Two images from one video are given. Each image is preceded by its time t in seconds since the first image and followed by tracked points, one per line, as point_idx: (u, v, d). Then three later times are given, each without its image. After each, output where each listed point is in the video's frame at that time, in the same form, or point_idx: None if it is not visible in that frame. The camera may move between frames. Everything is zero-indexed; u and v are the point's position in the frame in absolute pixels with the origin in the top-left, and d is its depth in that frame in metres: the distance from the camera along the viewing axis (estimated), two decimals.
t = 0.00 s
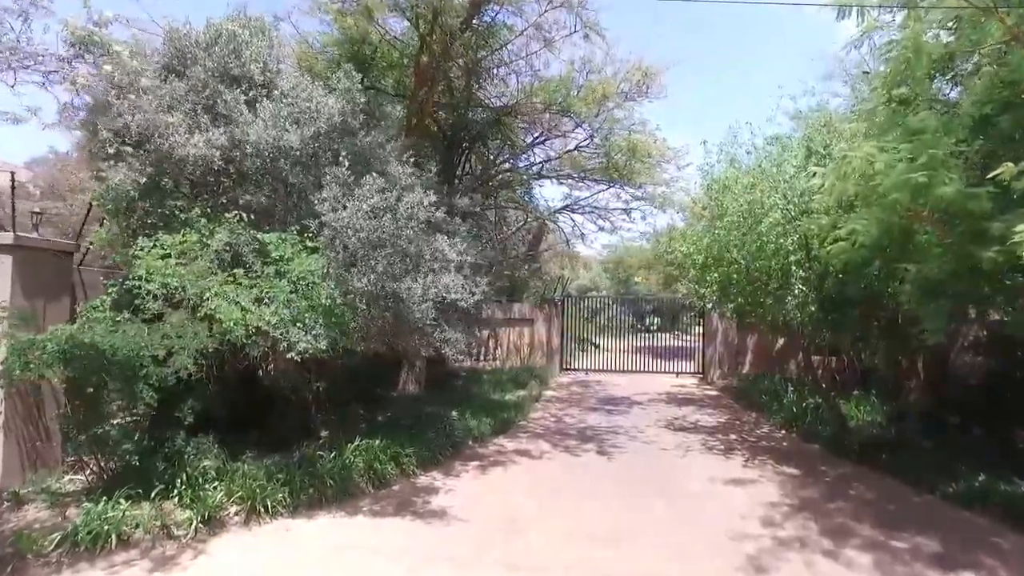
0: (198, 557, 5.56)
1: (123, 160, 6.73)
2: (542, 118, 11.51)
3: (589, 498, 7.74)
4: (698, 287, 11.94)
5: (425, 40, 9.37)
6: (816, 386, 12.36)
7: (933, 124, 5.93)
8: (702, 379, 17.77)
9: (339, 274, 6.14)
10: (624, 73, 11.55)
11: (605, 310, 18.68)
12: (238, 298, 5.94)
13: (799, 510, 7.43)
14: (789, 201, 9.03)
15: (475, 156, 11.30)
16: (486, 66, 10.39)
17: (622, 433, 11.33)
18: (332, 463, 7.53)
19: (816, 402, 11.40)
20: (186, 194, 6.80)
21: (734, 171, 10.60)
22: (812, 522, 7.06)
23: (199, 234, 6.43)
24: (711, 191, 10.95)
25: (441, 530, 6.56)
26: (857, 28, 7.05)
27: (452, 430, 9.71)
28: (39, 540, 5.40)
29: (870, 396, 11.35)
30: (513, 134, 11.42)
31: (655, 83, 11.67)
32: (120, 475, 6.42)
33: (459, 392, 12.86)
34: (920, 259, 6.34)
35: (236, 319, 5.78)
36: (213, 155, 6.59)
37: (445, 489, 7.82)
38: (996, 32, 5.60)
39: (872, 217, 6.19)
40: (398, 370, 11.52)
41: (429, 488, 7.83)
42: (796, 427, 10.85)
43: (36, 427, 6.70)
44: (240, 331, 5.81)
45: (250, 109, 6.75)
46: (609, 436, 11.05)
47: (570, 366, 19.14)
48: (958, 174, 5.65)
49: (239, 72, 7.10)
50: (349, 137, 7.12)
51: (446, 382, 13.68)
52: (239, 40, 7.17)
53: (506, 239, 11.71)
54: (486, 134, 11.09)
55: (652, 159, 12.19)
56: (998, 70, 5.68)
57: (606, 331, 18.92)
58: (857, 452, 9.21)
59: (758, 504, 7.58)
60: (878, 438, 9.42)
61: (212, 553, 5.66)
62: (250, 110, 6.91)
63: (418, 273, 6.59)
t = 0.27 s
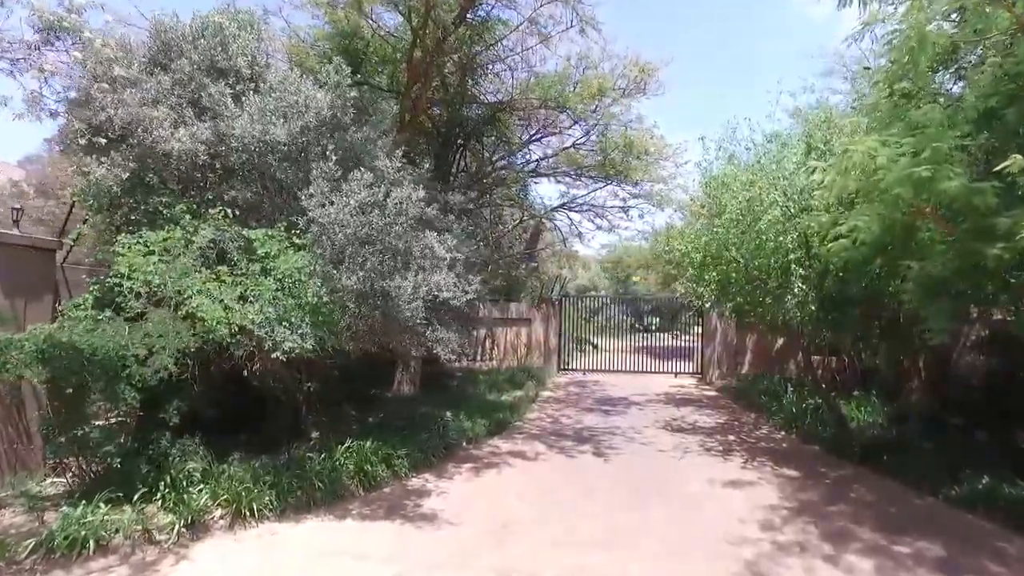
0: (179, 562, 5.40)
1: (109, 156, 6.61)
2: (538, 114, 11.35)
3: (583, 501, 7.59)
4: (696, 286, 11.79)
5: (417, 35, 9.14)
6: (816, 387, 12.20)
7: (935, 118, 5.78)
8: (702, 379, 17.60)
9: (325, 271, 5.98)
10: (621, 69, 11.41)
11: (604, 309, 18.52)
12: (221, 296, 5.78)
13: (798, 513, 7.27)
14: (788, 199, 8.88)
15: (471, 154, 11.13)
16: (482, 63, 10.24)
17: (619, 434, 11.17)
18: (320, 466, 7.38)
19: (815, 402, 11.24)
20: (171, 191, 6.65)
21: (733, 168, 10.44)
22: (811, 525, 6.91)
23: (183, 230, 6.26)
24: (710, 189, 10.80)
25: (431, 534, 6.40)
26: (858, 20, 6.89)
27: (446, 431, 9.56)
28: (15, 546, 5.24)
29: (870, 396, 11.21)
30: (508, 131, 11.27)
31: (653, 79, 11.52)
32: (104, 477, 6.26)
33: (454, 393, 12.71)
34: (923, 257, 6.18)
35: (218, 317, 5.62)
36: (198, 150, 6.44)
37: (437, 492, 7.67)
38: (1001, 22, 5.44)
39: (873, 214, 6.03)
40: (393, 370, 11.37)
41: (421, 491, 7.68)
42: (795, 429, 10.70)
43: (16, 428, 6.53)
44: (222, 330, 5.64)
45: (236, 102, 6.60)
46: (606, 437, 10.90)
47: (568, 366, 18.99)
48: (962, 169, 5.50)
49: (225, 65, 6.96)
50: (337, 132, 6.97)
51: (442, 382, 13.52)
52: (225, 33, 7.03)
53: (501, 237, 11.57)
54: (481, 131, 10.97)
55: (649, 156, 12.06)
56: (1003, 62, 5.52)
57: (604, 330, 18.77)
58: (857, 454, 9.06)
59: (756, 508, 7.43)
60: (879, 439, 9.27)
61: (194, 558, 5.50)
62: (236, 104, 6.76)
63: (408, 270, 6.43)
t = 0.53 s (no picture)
0: (159, 571, 5.22)
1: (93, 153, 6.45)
2: (534, 111, 11.18)
3: (579, 506, 7.41)
4: (695, 287, 11.61)
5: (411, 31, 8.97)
6: (817, 388, 12.02)
7: (941, 112, 5.63)
8: (701, 380, 17.43)
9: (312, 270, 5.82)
10: (618, 65, 11.24)
11: (602, 309, 18.34)
12: (203, 296, 5.61)
13: (799, 519, 7.10)
14: (788, 197, 8.70)
15: (466, 151, 10.94)
16: (478, 59, 10.06)
17: (617, 436, 11.00)
18: (309, 471, 7.19)
19: (816, 404, 11.06)
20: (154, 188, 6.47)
21: (732, 166, 10.27)
22: (812, 531, 6.73)
23: (166, 229, 6.08)
24: (709, 188, 10.62)
25: (422, 541, 6.22)
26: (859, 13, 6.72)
27: (440, 434, 9.38)
28: None
29: (871, 398, 11.03)
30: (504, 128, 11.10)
31: (651, 76, 11.36)
32: (86, 483, 6.09)
33: (450, 394, 12.53)
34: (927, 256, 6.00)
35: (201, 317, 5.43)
36: (181, 146, 6.25)
37: (429, 497, 7.49)
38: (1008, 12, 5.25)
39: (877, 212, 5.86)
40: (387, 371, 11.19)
41: (412, 495, 7.50)
42: (795, 431, 10.52)
43: None
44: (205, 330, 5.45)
45: (221, 97, 6.41)
46: (604, 440, 10.72)
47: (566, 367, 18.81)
48: (968, 165, 5.32)
49: (210, 59, 6.77)
50: (326, 127, 6.79)
51: (438, 384, 13.34)
52: (210, 27, 6.82)
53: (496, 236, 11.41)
54: (475, 129, 10.80)
55: (648, 154, 11.89)
56: (1010, 54, 5.33)
57: (603, 331, 18.59)
58: (859, 457, 8.88)
59: (756, 513, 7.25)
60: (880, 442, 9.10)
61: (175, 566, 5.32)
62: (221, 99, 6.57)
63: (397, 269, 6.26)
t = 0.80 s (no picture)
0: None
1: (75, 150, 6.30)
2: (531, 108, 11.00)
3: (575, 510, 7.23)
4: (694, 286, 11.44)
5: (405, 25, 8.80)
6: (818, 389, 11.84)
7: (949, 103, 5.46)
8: (701, 381, 17.24)
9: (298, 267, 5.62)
10: (616, 61, 11.07)
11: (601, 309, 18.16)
12: (186, 295, 5.42)
13: (800, 524, 6.92)
14: (789, 194, 8.52)
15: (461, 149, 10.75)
16: (474, 56, 9.87)
17: (614, 438, 10.82)
18: (298, 474, 7.01)
19: (817, 406, 10.88)
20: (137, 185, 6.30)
21: (732, 164, 10.09)
22: (814, 537, 6.55)
23: (148, 226, 5.89)
24: (708, 186, 10.45)
25: (412, 547, 6.04)
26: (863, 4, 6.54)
27: (435, 436, 9.21)
28: None
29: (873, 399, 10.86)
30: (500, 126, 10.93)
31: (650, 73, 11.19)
32: (64, 489, 5.93)
33: (446, 395, 12.34)
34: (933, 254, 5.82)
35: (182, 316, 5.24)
36: (165, 140, 6.06)
37: (422, 501, 7.31)
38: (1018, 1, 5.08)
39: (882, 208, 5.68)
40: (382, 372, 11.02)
41: (404, 499, 7.32)
42: (796, 433, 10.34)
43: None
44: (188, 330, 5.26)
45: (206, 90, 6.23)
46: (601, 441, 10.54)
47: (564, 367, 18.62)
48: (976, 159, 5.15)
49: (196, 52, 6.58)
50: (314, 122, 6.61)
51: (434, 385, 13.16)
52: (196, 19, 6.64)
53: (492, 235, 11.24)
54: (471, 126, 10.62)
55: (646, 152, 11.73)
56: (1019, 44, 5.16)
57: (601, 331, 18.40)
58: (861, 460, 8.70)
59: (756, 517, 7.08)
60: (883, 444, 8.92)
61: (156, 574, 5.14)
62: (207, 92, 6.38)
63: (387, 267, 6.06)
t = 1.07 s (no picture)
0: None
1: (55, 146, 6.16)
2: (526, 104, 10.83)
3: (570, 516, 7.03)
4: (693, 286, 11.25)
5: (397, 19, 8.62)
6: (819, 391, 11.65)
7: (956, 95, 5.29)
8: (700, 382, 17.04)
9: (281, 267, 5.44)
10: (614, 58, 10.91)
11: (600, 310, 17.95)
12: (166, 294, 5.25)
13: (802, 530, 6.73)
14: (790, 192, 8.34)
15: (456, 146, 10.56)
16: (468, 50, 9.71)
17: (612, 441, 10.63)
18: (286, 479, 6.81)
19: (818, 407, 10.69)
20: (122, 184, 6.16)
21: (731, 162, 9.92)
22: (816, 544, 6.36)
23: (127, 224, 5.71)
24: (707, 184, 10.27)
25: (401, 555, 5.85)
26: None
27: (427, 439, 9.02)
28: None
29: (875, 401, 10.67)
30: (496, 123, 10.74)
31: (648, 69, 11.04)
32: (42, 497, 5.80)
33: (440, 397, 12.16)
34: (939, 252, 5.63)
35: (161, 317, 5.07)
36: (146, 135, 5.87)
37: (412, 507, 7.12)
38: None
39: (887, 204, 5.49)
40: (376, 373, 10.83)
41: (395, 505, 7.14)
42: (797, 436, 10.15)
43: None
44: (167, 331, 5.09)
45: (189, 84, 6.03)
46: (598, 444, 10.35)
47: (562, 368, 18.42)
48: (983, 154, 4.97)
49: (180, 45, 6.39)
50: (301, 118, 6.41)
51: (428, 387, 12.97)
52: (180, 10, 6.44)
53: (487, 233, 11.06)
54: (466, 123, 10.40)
55: (643, 150, 11.56)
56: None
57: (600, 332, 18.20)
58: (863, 464, 8.51)
59: (756, 523, 6.89)
60: (885, 448, 8.73)
61: None
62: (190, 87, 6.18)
63: (376, 266, 5.87)
